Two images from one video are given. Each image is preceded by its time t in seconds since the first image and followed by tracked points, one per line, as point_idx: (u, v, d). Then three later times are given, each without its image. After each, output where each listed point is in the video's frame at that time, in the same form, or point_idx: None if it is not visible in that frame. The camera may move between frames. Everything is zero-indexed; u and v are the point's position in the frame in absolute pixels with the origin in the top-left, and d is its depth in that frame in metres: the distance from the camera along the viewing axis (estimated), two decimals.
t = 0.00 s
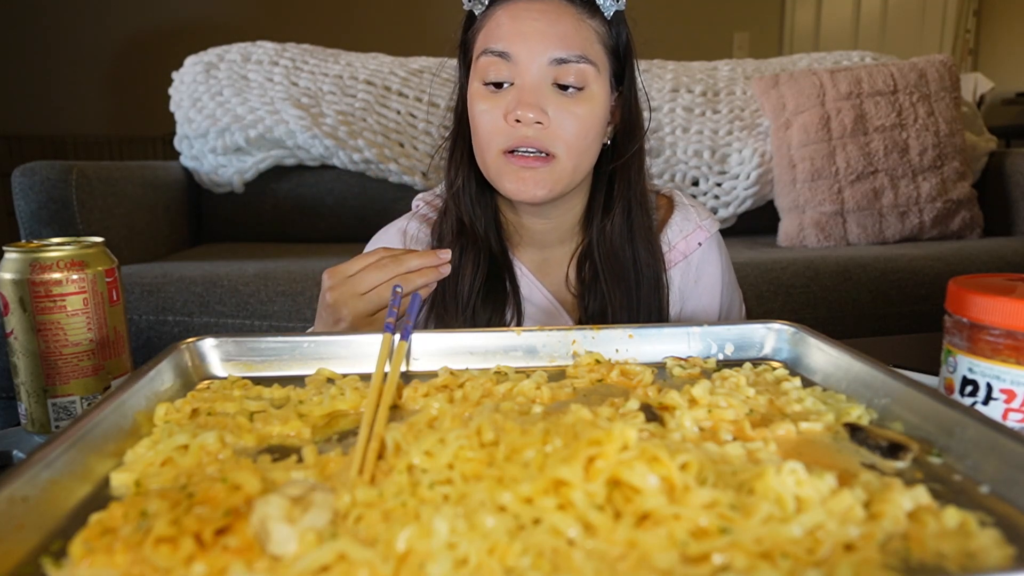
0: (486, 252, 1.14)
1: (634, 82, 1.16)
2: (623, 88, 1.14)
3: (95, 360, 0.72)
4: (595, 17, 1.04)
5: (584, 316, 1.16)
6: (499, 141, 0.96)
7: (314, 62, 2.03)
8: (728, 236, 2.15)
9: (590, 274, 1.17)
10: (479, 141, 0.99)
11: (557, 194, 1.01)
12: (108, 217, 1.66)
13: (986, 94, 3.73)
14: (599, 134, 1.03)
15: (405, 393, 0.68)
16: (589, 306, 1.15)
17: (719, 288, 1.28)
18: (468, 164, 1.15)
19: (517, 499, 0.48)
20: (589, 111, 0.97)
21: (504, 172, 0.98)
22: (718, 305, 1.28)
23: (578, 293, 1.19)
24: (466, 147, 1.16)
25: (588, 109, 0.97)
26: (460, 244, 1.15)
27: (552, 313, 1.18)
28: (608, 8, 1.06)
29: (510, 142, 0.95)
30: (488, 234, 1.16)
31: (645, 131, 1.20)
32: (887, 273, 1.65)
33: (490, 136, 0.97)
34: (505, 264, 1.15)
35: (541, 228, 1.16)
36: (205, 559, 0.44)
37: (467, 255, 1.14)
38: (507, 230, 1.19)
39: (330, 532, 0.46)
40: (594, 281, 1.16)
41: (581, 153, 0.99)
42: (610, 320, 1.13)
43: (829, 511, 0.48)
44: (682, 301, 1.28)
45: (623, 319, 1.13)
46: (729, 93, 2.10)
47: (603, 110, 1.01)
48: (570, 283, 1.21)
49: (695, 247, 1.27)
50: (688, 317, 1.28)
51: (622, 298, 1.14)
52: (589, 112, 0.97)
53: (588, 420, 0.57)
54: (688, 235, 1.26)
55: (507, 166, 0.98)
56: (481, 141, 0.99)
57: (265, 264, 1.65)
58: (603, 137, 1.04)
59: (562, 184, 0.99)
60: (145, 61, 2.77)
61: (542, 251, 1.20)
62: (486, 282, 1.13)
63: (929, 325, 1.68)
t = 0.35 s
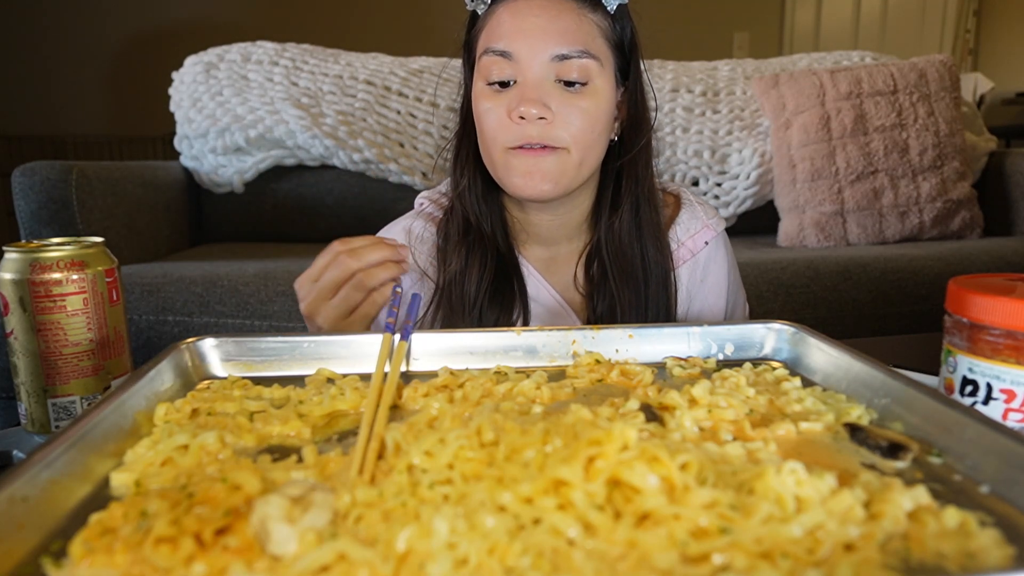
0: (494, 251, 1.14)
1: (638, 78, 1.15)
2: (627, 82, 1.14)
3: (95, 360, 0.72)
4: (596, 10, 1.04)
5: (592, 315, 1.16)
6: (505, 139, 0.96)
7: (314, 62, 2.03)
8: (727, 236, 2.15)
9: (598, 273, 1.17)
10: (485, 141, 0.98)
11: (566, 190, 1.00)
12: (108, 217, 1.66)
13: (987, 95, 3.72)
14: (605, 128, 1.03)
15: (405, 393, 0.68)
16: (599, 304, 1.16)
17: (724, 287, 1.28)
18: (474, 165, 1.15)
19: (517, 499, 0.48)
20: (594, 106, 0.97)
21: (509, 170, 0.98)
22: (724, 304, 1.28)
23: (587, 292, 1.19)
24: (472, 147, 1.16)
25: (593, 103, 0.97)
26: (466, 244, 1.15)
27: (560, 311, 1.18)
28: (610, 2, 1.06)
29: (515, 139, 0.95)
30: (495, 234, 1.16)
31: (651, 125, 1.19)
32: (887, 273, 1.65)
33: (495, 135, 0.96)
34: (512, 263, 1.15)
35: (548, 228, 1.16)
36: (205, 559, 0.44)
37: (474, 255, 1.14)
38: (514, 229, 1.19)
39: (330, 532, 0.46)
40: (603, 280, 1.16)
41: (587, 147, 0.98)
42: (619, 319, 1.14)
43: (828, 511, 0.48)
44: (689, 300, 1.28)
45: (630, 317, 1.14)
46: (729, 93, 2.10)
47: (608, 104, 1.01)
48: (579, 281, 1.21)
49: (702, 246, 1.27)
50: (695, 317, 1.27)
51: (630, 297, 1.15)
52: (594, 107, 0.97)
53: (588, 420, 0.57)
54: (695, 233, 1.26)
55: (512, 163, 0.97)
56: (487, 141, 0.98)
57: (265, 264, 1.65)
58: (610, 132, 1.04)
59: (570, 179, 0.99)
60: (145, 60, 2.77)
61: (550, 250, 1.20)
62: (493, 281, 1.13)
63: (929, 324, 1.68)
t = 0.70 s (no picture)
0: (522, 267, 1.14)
1: (658, 80, 1.12)
2: (647, 89, 1.11)
3: (95, 360, 0.72)
4: (603, 32, 1.02)
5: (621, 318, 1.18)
6: (526, 176, 0.98)
7: (314, 62, 2.03)
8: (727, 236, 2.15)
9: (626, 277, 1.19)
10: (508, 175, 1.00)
11: (591, 215, 1.03)
12: (108, 217, 1.66)
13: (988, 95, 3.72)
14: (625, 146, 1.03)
15: (405, 393, 0.68)
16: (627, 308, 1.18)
17: (730, 277, 1.32)
18: (495, 187, 1.15)
19: (517, 499, 0.48)
20: (611, 133, 0.97)
21: (535, 204, 1.00)
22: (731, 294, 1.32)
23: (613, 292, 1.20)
24: (491, 168, 1.15)
25: (610, 130, 0.97)
26: (492, 263, 1.14)
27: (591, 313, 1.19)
28: (620, 15, 1.04)
29: (536, 175, 0.97)
30: (522, 249, 1.15)
31: (671, 127, 1.17)
32: (887, 273, 1.65)
33: (516, 172, 0.98)
34: (543, 274, 1.15)
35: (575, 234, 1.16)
36: (205, 559, 0.44)
37: (504, 272, 1.13)
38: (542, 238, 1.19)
39: (330, 532, 0.46)
40: (630, 284, 1.18)
41: (608, 173, 1.00)
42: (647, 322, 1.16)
43: (828, 511, 0.48)
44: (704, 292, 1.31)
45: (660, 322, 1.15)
46: (729, 93, 2.10)
47: (626, 125, 1.00)
48: (605, 284, 1.22)
49: (713, 237, 1.29)
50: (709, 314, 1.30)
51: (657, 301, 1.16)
52: (611, 134, 0.97)
53: (588, 420, 0.57)
54: (707, 226, 1.28)
55: (537, 197, 1.00)
56: (510, 175, 1.00)
57: (265, 264, 1.65)
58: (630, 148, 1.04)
59: (594, 204, 1.01)
60: (145, 60, 2.77)
61: (577, 253, 1.20)
62: (524, 293, 1.13)
63: (929, 325, 1.68)
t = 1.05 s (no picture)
0: (513, 262, 1.14)
1: (654, 80, 1.12)
2: (644, 89, 1.11)
3: (95, 360, 0.72)
4: (604, 28, 1.03)
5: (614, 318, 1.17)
6: (521, 166, 0.97)
7: (314, 62, 2.03)
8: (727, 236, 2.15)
9: (618, 277, 1.18)
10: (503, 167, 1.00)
11: (584, 210, 1.02)
12: (108, 217, 1.66)
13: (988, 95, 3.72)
14: (620, 143, 1.03)
15: (405, 393, 0.68)
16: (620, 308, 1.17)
17: (725, 277, 1.32)
18: (488, 182, 1.15)
19: (517, 499, 0.48)
20: (607, 127, 0.97)
21: (529, 195, 0.99)
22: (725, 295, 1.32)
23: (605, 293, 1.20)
24: (485, 163, 1.15)
25: (606, 125, 0.97)
26: (484, 258, 1.15)
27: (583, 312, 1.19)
28: (618, 12, 1.04)
29: (531, 166, 0.96)
30: (514, 245, 1.15)
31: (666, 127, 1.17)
32: (887, 273, 1.65)
33: (512, 162, 0.98)
34: (535, 270, 1.15)
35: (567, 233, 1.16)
36: (205, 559, 0.44)
37: (495, 267, 1.14)
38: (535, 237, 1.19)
39: (330, 532, 0.46)
40: (623, 283, 1.18)
41: (603, 167, 0.99)
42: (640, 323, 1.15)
43: (829, 512, 0.48)
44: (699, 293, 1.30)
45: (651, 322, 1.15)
46: (729, 93, 2.10)
47: (622, 121, 1.00)
48: (597, 284, 1.22)
49: (707, 237, 1.29)
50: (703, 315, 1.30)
51: (650, 301, 1.16)
52: (607, 128, 0.97)
53: (588, 420, 0.57)
54: (701, 226, 1.28)
55: (531, 189, 0.99)
56: (505, 166, 1.00)
57: (265, 264, 1.65)
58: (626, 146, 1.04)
59: (588, 199, 1.01)
60: (145, 60, 2.77)
61: (570, 253, 1.20)
62: (516, 288, 1.13)
63: (929, 324, 1.68)
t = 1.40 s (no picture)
0: (507, 260, 1.14)
1: (645, 79, 1.12)
2: (635, 87, 1.11)
3: (96, 360, 0.72)
4: (594, 26, 1.03)
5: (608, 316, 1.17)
6: (515, 166, 0.97)
7: (314, 62, 2.03)
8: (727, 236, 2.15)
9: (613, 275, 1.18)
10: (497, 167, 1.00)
11: (579, 208, 1.02)
12: (109, 217, 1.66)
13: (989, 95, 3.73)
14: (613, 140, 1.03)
15: (405, 393, 0.68)
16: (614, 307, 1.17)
17: (723, 276, 1.32)
18: (481, 181, 1.15)
19: (517, 499, 0.48)
20: (600, 124, 0.97)
21: (524, 195, 1.00)
22: (722, 293, 1.32)
23: (599, 291, 1.20)
24: (479, 163, 1.15)
25: (599, 122, 0.97)
26: (477, 257, 1.15)
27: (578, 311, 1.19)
28: (609, 11, 1.04)
29: (525, 165, 0.96)
30: (507, 243, 1.15)
31: (658, 124, 1.18)
32: (887, 273, 1.65)
33: (505, 162, 0.98)
34: (528, 269, 1.15)
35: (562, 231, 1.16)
36: (205, 560, 0.44)
37: (488, 266, 1.14)
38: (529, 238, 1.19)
39: (330, 532, 0.46)
40: (617, 282, 1.18)
41: (596, 165, 0.99)
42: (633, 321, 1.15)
43: (829, 511, 0.48)
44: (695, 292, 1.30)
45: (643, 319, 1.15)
46: (729, 93, 2.10)
47: (614, 119, 1.01)
48: (591, 283, 1.22)
49: (702, 235, 1.29)
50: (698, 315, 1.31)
51: (644, 300, 1.16)
52: (600, 125, 0.97)
53: (588, 420, 0.57)
54: (694, 224, 1.29)
55: (526, 189, 0.99)
56: (499, 166, 1.00)
57: (265, 264, 1.65)
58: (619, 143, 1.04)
59: (582, 197, 1.01)
60: (145, 60, 2.77)
61: (565, 252, 1.20)
62: (509, 288, 1.13)
63: (929, 324, 1.68)
